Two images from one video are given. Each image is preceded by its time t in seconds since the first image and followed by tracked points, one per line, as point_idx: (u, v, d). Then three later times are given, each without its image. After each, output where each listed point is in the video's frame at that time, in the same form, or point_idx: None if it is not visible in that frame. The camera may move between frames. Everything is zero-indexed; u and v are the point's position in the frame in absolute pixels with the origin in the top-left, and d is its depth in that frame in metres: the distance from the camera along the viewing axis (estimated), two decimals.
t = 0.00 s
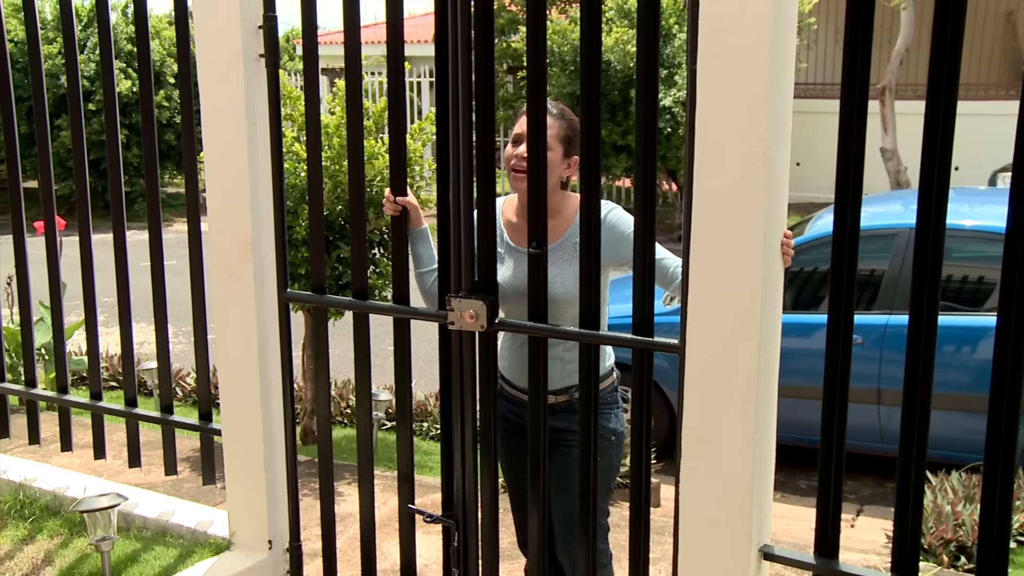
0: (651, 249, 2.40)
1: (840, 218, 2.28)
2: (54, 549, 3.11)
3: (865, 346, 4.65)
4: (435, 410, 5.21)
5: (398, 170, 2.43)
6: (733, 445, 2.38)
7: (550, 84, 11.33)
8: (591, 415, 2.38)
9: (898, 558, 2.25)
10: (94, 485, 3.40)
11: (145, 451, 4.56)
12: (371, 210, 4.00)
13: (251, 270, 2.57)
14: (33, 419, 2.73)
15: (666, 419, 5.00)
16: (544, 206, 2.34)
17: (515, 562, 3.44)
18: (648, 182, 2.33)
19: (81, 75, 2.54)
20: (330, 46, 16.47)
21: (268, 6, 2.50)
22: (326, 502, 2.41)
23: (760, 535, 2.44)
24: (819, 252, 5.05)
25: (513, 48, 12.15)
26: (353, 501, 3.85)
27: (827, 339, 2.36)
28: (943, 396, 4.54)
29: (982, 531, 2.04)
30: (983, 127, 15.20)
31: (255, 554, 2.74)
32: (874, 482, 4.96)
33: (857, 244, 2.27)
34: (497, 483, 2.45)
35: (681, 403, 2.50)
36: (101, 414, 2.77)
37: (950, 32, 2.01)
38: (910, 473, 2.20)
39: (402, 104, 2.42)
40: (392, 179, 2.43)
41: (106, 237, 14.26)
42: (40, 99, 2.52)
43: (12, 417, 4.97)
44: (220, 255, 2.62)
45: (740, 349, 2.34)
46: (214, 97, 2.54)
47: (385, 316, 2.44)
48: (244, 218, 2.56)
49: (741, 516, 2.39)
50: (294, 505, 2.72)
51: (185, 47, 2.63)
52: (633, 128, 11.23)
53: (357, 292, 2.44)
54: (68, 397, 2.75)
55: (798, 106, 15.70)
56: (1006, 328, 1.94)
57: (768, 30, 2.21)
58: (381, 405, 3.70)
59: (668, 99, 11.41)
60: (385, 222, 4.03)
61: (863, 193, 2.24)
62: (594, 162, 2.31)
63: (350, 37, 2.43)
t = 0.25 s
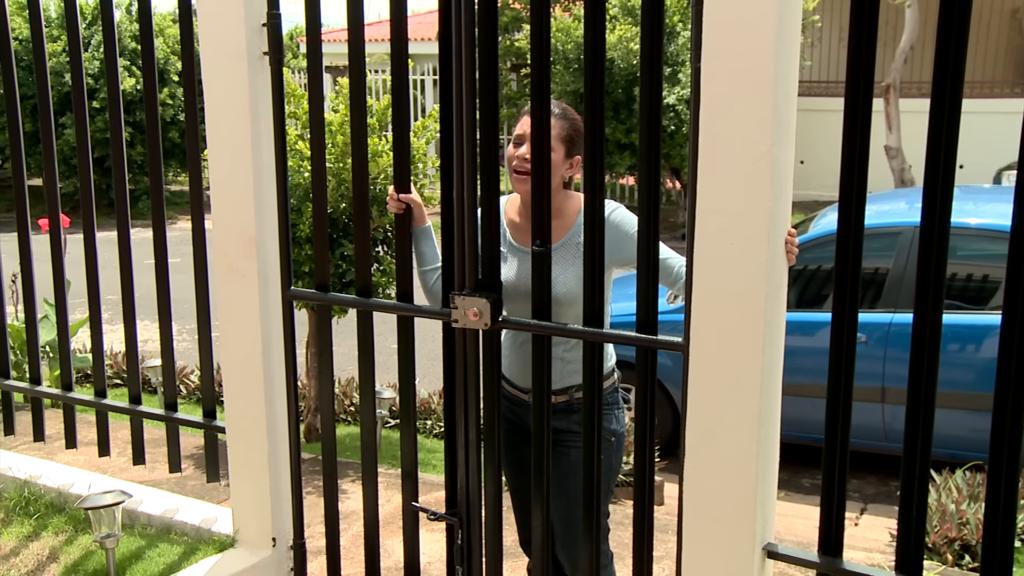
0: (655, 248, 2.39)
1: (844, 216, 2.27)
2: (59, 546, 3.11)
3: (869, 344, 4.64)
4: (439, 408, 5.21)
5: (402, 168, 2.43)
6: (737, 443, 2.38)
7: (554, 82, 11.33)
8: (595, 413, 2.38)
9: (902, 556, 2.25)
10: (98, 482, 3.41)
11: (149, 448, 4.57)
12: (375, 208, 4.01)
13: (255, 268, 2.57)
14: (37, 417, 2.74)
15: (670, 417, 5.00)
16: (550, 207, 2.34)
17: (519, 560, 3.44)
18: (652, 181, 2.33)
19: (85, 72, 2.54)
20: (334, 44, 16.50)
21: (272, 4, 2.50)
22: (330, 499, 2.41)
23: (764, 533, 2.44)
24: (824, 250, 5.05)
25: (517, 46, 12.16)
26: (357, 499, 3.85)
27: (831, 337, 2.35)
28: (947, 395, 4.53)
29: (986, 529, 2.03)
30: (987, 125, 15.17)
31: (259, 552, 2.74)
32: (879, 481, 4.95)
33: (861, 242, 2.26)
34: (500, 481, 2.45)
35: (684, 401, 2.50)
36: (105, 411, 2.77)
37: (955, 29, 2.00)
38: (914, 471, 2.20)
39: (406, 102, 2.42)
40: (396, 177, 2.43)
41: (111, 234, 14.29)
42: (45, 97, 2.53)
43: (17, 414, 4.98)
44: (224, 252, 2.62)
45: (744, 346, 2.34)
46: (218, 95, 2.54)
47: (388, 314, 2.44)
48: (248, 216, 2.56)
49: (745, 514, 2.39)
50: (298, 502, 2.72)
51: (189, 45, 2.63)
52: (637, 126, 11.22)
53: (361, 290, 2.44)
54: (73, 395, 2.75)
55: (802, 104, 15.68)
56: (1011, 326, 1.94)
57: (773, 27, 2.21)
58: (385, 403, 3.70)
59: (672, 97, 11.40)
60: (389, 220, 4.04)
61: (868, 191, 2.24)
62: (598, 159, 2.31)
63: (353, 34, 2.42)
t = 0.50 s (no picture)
0: (662, 246, 2.39)
1: (852, 213, 2.26)
2: (68, 542, 3.13)
3: (876, 343, 4.64)
4: (446, 405, 5.22)
5: (410, 165, 2.43)
6: (744, 441, 2.37)
7: (561, 79, 11.32)
8: (602, 411, 2.38)
9: (910, 555, 2.24)
10: (107, 478, 3.42)
11: (156, 444, 4.59)
12: (383, 205, 4.02)
13: (263, 265, 2.58)
14: (46, 413, 2.75)
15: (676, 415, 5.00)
16: (556, 204, 2.33)
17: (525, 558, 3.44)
18: (659, 178, 2.32)
19: (94, 70, 2.54)
20: (341, 42, 16.51)
21: (279, 1, 2.50)
22: (338, 496, 2.42)
23: (771, 531, 2.44)
24: (831, 248, 5.05)
25: (524, 43, 12.16)
26: (364, 496, 3.86)
27: (839, 335, 2.34)
28: (955, 393, 4.52)
29: (995, 528, 2.02)
30: (996, 123, 15.10)
31: (266, 548, 2.75)
32: (886, 479, 4.94)
33: (869, 239, 2.25)
34: (507, 478, 2.45)
35: (692, 399, 2.50)
36: (113, 407, 2.78)
37: (965, 26, 1.99)
38: (922, 470, 2.19)
39: (413, 99, 2.42)
40: (404, 174, 2.43)
41: (118, 232, 14.36)
42: (54, 94, 2.53)
43: (26, 410, 5.01)
44: (232, 250, 2.62)
45: (751, 345, 2.33)
46: (225, 92, 2.54)
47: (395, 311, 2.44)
48: (255, 213, 2.56)
49: (752, 512, 2.39)
50: (306, 499, 2.72)
51: (197, 42, 2.64)
52: (644, 123, 11.21)
53: (369, 287, 2.44)
54: (81, 391, 2.76)
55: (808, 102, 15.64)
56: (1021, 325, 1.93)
57: (782, 24, 2.20)
58: (391, 400, 3.70)
59: (679, 94, 11.38)
60: (396, 217, 4.04)
61: (876, 189, 2.23)
62: (605, 157, 2.30)
63: (361, 32, 2.43)
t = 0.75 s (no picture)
0: (662, 243, 2.39)
1: (852, 211, 2.26)
2: (68, 539, 3.13)
3: (876, 340, 4.64)
4: (446, 402, 5.23)
5: (410, 163, 2.43)
6: (745, 438, 2.38)
7: (561, 77, 11.32)
8: (602, 408, 2.38)
9: (910, 552, 2.25)
10: (107, 476, 3.42)
11: (157, 442, 4.59)
12: (383, 203, 4.02)
13: (263, 262, 2.58)
14: (47, 410, 2.75)
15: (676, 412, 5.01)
16: (557, 200, 2.33)
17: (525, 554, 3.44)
18: (659, 175, 2.32)
19: (94, 67, 2.54)
20: (341, 39, 16.50)
21: None
22: (337, 493, 2.42)
23: (771, 528, 2.44)
24: (831, 246, 5.04)
25: (524, 40, 12.15)
26: (364, 493, 3.86)
27: (839, 332, 2.34)
28: (955, 391, 4.52)
29: (995, 526, 2.03)
30: (996, 121, 15.10)
31: (266, 545, 2.75)
32: (886, 476, 4.94)
33: (870, 237, 2.25)
34: (507, 475, 2.45)
35: (692, 397, 2.50)
36: (114, 405, 2.78)
37: (966, 22, 1.99)
38: (923, 467, 2.19)
39: (413, 96, 2.42)
40: (404, 171, 2.43)
41: (119, 229, 14.36)
42: (53, 91, 2.53)
43: (26, 407, 5.02)
44: (232, 247, 2.63)
45: (751, 342, 2.33)
46: (226, 90, 2.54)
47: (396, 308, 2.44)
48: (255, 210, 2.56)
49: (752, 509, 2.39)
50: (305, 496, 2.73)
51: (197, 39, 2.64)
52: (645, 121, 11.21)
53: (369, 285, 2.44)
54: (81, 388, 2.76)
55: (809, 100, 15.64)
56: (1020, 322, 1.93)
57: (782, 20, 2.20)
58: (392, 397, 3.70)
59: (679, 92, 11.39)
60: (396, 214, 4.05)
61: (877, 185, 2.23)
62: (605, 154, 2.30)
63: (361, 29, 2.43)
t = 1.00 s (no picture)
0: (663, 242, 2.39)
1: (852, 210, 2.26)
2: (68, 538, 3.13)
3: (876, 339, 4.64)
4: (446, 401, 5.24)
5: (410, 162, 2.43)
6: (745, 437, 2.38)
7: (561, 75, 11.32)
8: (602, 407, 2.38)
9: (910, 551, 2.25)
10: (107, 475, 3.42)
11: (157, 441, 4.59)
12: (383, 201, 4.03)
13: (263, 261, 2.58)
14: (47, 410, 2.75)
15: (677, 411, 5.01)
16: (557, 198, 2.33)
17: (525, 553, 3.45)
18: (660, 174, 2.32)
19: (93, 66, 2.54)
20: (342, 38, 16.50)
21: None
22: (337, 492, 2.42)
23: (771, 527, 2.44)
24: (831, 244, 5.04)
25: (524, 38, 12.15)
26: (364, 492, 3.87)
27: (839, 331, 2.34)
28: (955, 390, 4.53)
29: (995, 525, 2.03)
30: (996, 120, 15.10)
31: (266, 544, 2.75)
32: (886, 475, 4.94)
33: (870, 236, 2.25)
34: (507, 474, 2.45)
35: (692, 396, 2.50)
36: (114, 404, 2.78)
37: (966, 21, 1.99)
38: (922, 466, 2.19)
39: (413, 96, 2.42)
40: (404, 170, 2.43)
41: (119, 228, 14.37)
42: (53, 90, 2.53)
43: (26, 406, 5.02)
44: (232, 246, 2.63)
45: (751, 340, 2.33)
46: (226, 88, 2.54)
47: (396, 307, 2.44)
48: (255, 209, 2.56)
49: (752, 508, 2.39)
50: (305, 495, 2.72)
51: (197, 38, 2.64)
52: (645, 119, 11.22)
53: (368, 284, 2.44)
54: (81, 387, 2.76)
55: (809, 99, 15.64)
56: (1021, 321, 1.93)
57: (781, 19, 2.20)
58: (392, 396, 3.71)
59: (679, 91, 11.40)
60: (396, 213, 4.05)
61: (876, 184, 2.23)
62: (605, 153, 2.30)
63: (362, 28, 2.42)
